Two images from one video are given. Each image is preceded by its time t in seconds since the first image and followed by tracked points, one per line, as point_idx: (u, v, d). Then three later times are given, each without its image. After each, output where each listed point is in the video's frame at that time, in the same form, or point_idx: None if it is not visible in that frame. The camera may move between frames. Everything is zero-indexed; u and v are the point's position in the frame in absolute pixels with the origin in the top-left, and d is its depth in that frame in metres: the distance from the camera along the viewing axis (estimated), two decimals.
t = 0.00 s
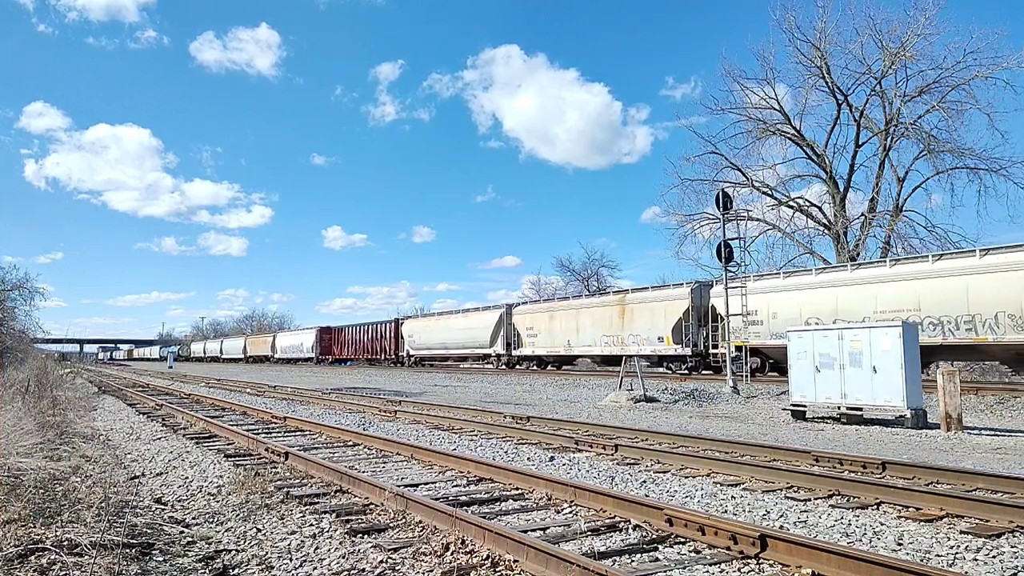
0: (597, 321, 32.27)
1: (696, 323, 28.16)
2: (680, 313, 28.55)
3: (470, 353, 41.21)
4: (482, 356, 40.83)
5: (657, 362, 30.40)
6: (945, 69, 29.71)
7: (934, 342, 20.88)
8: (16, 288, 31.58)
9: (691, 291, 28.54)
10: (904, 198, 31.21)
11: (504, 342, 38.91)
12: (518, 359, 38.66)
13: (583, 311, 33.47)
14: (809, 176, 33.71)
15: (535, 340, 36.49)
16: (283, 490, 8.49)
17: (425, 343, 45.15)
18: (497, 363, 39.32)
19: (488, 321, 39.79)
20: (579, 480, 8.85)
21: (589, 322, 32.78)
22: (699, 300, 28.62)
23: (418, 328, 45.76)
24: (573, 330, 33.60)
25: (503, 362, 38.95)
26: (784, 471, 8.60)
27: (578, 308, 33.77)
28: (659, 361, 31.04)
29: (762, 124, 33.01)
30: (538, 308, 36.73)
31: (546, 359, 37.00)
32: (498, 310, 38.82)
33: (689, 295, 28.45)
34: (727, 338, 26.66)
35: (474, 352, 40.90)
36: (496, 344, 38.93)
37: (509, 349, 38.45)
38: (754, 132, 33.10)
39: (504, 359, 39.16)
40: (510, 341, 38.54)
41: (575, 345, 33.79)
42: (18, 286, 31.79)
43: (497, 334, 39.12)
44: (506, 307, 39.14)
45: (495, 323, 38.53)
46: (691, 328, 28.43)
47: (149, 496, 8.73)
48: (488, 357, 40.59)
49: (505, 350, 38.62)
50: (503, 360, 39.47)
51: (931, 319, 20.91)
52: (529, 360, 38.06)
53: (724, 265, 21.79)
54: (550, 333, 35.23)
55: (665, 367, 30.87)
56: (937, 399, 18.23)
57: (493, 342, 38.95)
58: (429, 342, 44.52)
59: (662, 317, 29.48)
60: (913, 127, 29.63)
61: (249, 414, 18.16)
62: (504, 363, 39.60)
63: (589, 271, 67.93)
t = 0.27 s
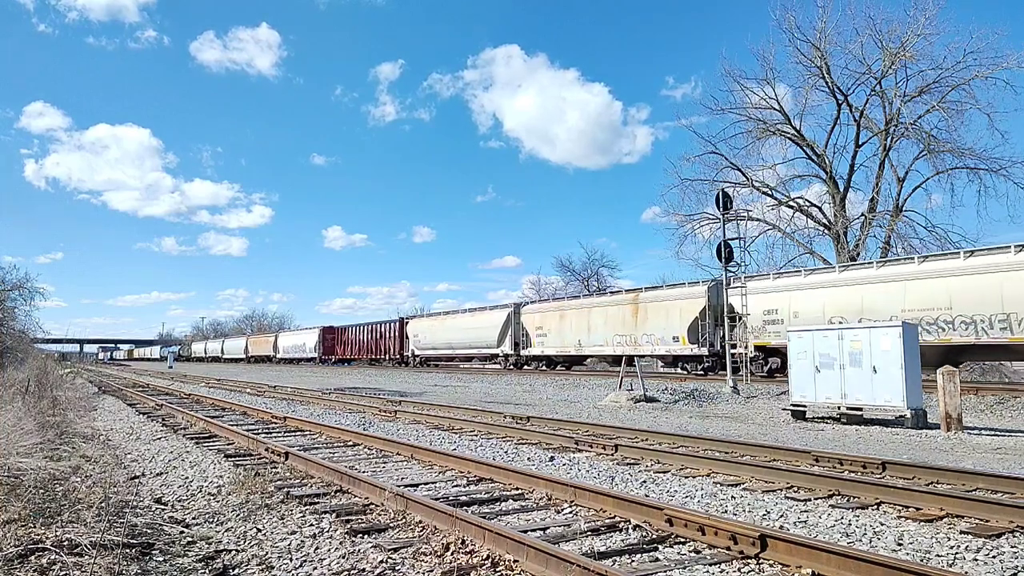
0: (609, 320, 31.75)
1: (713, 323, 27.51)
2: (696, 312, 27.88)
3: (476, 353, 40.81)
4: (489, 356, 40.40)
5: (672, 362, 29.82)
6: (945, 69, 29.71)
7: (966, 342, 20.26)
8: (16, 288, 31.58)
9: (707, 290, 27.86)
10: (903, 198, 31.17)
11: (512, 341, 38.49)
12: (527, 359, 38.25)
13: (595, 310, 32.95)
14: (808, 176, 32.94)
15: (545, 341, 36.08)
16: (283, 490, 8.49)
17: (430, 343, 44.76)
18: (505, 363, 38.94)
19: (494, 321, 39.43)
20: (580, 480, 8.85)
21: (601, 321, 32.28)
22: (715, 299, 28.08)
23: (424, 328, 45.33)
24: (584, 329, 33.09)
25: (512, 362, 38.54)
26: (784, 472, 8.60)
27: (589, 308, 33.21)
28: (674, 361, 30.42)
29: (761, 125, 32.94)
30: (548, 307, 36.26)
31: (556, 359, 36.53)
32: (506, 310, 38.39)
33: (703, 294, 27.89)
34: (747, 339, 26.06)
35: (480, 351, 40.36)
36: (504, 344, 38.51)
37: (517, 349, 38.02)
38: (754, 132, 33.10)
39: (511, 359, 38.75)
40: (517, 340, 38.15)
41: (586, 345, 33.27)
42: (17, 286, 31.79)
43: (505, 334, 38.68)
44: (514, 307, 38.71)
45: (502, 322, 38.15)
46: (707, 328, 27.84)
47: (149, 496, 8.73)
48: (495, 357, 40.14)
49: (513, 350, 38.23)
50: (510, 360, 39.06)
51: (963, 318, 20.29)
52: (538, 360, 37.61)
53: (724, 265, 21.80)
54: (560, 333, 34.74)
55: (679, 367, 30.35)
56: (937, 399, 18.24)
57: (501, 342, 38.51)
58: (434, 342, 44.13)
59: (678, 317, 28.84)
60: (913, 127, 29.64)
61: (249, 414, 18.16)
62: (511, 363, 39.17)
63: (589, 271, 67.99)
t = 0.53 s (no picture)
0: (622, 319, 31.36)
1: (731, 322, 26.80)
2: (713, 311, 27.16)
3: (482, 352, 40.48)
4: (496, 356, 40.06)
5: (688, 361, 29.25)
6: (946, 69, 29.71)
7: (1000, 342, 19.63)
8: (16, 288, 31.59)
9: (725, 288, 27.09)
10: (903, 198, 31.19)
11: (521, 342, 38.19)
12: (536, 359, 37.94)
13: (607, 309, 32.56)
14: (808, 176, 33.20)
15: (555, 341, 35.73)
16: (283, 490, 8.49)
17: (436, 343, 44.54)
18: (513, 363, 38.66)
19: (498, 321, 39.29)
20: (580, 480, 8.85)
21: (613, 321, 31.91)
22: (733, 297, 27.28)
23: (430, 327, 45.12)
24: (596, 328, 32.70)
25: (520, 362, 38.23)
26: (784, 471, 8.60)
27: (601, 307, 32.87)
28: (689, 361, 29.87)
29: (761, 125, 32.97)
30: (558, 307, 35.93)
31: (566, 359, 36.16)
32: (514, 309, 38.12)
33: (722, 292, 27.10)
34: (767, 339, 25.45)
35: (486, 351, 40.00)
36: (512, 344, 38.20)
37: (526, 349, 37.70)
38: (754, 132, 33.11)
39: (519, 359, 38.43)
40: (526, 340, 37.88)
41: (598, 344, 32.87)
42: (18, 286, 31.80)
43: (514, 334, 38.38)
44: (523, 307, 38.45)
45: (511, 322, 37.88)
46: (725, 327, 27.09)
47: (149, 496, 8.73)
48: (503, 357, 39.76)
49: (521, 349, 37.90)
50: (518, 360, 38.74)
51: (998, 317, 19.64)
52: (547, 360, 37.28)
53: (724, 265, 21.80)
54: (572, 333, 34.38)
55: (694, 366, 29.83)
56: (937, 399, 18.24)
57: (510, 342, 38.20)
58: (440, 341, 43.95)
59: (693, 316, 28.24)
60: (913, 127, 29.65)
61: (249, 414, 18.17)
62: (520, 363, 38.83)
63: (589, 271, 68.02)
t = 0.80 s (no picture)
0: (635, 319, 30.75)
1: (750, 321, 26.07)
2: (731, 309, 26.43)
3: (489, 352, 40.17)
4: (504, 356, 39.65)
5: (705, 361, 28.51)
6: (946, 69, 29.72)
7: None
8: (15, 288, 31.59)
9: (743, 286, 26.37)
10: (903, 198, 31.23)
11: (529, 341, 37.76)
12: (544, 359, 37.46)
13: (620, 308, 31.96)
14: (808, 175, 33.22)
15: (565, 341, 35.14)
16: (283, 490, 8.49)
17: (442, 343, 44.34)
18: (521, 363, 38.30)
19: (502, 321, 39.18)
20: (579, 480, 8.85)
21: (626, 320, 31.35)
22: (752, 295, 26.47)
23: (435, 327, 44.92)
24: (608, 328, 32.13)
25: (529, 362, 37.80)
26: (784, 471, 8.60)
27: (613, 306, 32.28)
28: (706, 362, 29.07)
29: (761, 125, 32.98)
30: (567, 306, 35.39)
31: (576, 359, 35.63)
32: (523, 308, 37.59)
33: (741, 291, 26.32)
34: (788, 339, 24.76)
35: (493, 351, 39.66)
36: (521, 343, 37.79)
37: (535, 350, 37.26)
38: (754, 132, 33.10)
39: (528, 358, 37.92)
40: (535, 340, 37.35)
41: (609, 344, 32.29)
42: (17, 286, 31.79)
43: (522, 333, 37.96)
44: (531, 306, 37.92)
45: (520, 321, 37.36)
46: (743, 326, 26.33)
47: (149, 496, 8.73)
48: (510, 357, 39.47)
49: (530, 349, 37.44)
50: (527, 360, 38.24)
51: None
52: (557, 360, 36.74)
53: (724, 265, 21.79)
54: (582, 332, 33.82)
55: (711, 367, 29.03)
56: (937, 399, 18.25)
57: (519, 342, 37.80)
58: (446, 341, 43.77)
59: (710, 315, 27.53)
60: (913, 127, 29.64)
61: (249, 414, 18.16)
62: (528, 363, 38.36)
63: (589, 271, 68.07)
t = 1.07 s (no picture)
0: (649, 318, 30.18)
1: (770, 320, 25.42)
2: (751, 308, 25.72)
3: (496, 352, 39.88)
4: (512, 356, 39.27)
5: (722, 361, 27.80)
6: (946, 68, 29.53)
7: None
8: (15, 288, 31.59)
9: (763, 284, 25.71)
10: (903, 198, 31.20)
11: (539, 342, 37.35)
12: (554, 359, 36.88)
13: (632, 307, 31.37)
14: (809, 175, 32.81)
15: (576, 341, 34.57)
16: (283, 490, 8.49)
17: (449, 343, 44.15)
18: (530, 364, 37.90)
19: (507, 321, 39.10)
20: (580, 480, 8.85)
21: (640, 318, 30.77)
22: (771, 294, 25.87)
23: (442, 327, 44.73)
24: (621, 327, 31.55)
25: (538, 362, 37.30)
26: (784, 471, 8.60)
27: (626, 305, 31.75)
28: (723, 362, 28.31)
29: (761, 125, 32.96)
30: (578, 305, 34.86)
31: (587, 360, 35.00)
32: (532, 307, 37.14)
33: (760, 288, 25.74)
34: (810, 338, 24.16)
35: (501, 351, 39.34)
36: (530, 344, 37.39)
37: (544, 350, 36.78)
38: (754, 132, 33.10)
39: (537, 359, 37.41)
40: (544, 339, 36.85)
41: (621, 344, 31.67)
42: (17, 286, 31.80)
43: (531, 333, 37.58)
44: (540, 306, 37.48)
45: (529, 320, 36.89)
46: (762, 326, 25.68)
47: (149, 496, 8.73)
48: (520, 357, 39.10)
49: (539, 349, 36.96)
50: (536, 360, 37.77)
51: None
52: (567, 360, 36.12)
53: (724, 265, 21.78)
54: (593, 332, 33.26)
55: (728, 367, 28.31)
56: (937, 399, 18.24)
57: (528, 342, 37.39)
58: (452, 341, 43.58)
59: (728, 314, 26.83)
60: (913, 127, 29.63)
61: (249, 414, 18.16)
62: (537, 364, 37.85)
63: (589, 271, 68.15)
